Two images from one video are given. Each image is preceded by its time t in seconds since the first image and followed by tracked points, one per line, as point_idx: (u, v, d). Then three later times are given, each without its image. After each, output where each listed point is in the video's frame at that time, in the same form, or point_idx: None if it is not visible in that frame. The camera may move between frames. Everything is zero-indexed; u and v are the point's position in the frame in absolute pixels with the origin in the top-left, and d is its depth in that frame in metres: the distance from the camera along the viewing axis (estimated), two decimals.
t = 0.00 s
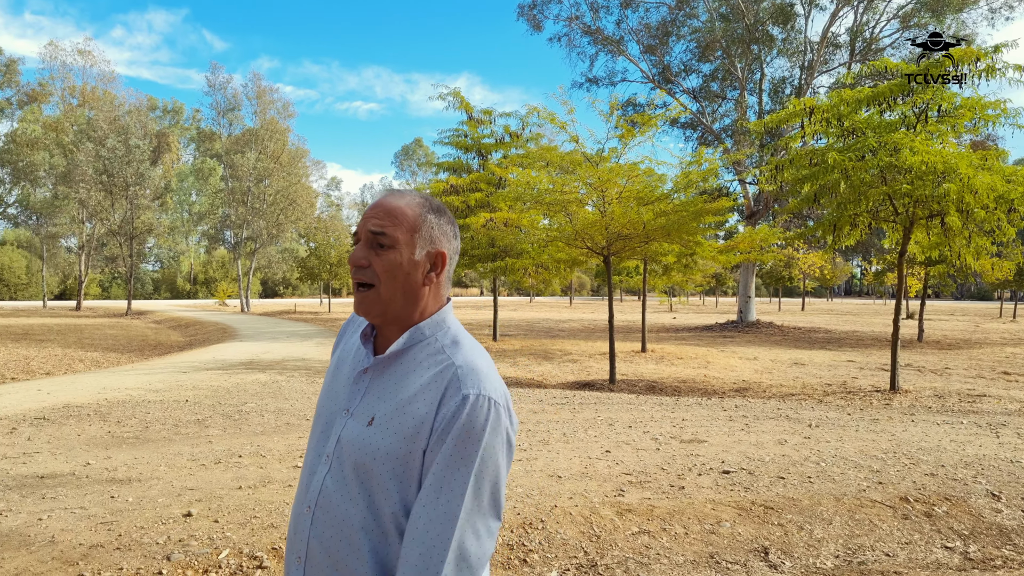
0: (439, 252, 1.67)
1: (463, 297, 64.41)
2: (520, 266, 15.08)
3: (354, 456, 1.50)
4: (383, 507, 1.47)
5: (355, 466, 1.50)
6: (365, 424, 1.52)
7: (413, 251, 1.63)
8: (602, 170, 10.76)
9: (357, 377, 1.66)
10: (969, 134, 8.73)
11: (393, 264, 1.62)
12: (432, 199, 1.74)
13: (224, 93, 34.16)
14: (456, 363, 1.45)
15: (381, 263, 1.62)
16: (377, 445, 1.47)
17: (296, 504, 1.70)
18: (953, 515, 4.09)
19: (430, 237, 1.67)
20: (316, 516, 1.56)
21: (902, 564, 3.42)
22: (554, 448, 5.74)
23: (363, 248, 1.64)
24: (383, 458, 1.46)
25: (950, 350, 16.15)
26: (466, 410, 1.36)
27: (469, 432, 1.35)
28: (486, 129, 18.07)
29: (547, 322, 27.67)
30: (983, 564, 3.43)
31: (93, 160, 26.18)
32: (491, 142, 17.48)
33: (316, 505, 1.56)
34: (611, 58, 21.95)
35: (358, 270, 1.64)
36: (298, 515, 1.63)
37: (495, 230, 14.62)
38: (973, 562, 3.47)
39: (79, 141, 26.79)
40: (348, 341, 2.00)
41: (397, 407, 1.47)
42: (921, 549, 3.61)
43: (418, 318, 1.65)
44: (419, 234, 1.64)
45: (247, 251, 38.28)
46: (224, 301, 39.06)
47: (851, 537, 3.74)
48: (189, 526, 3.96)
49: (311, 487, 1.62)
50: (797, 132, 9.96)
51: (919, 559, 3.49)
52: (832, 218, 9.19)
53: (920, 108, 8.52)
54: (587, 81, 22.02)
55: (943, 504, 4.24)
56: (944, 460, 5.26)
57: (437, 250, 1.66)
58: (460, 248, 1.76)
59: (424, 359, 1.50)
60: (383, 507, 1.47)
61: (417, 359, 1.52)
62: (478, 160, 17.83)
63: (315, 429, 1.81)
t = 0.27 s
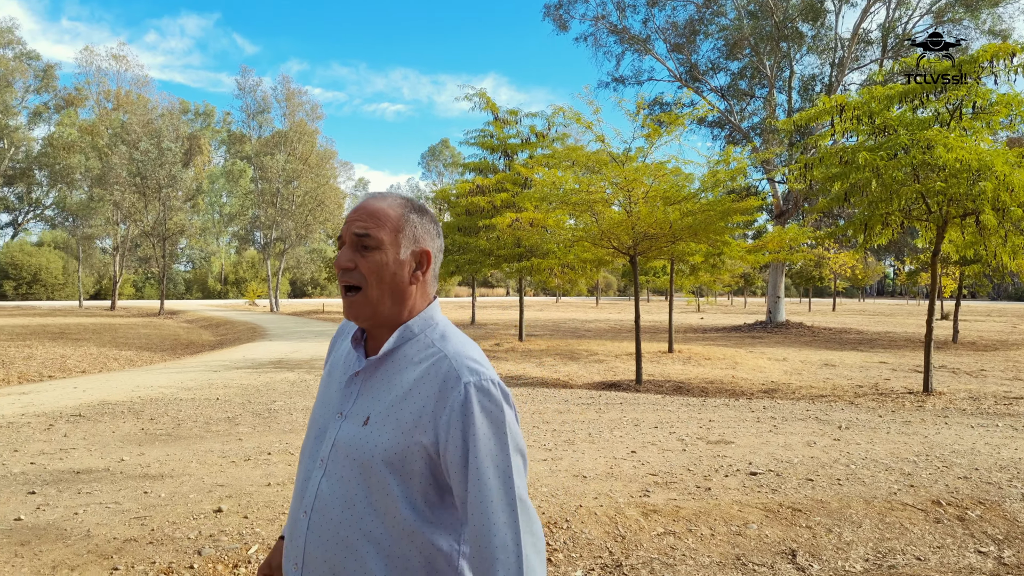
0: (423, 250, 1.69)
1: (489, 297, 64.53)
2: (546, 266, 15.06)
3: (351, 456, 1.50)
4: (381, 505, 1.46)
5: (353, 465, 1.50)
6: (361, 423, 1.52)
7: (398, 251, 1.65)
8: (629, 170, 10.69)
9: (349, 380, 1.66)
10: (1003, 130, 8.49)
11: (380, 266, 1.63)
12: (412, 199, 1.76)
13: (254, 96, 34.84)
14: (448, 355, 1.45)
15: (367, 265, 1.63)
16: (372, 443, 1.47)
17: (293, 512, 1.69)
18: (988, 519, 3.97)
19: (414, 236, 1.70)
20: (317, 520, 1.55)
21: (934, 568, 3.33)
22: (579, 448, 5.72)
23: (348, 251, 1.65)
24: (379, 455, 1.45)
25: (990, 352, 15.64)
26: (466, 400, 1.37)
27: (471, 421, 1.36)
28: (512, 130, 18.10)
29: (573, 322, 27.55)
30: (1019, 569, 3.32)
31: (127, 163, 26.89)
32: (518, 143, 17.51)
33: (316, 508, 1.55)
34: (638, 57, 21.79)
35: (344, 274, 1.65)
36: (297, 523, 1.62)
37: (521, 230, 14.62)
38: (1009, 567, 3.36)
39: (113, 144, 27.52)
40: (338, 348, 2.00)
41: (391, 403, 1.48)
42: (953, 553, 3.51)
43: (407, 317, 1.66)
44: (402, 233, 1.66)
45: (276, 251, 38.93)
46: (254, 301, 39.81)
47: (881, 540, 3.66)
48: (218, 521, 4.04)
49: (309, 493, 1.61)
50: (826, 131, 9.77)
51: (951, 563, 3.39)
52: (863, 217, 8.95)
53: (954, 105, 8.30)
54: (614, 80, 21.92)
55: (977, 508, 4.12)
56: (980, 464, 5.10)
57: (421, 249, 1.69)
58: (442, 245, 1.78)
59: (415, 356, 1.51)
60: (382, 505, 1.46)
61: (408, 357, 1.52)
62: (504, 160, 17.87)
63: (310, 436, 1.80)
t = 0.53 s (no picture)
0: (393, 246, 1.70)
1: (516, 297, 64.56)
2: (573, 266, 15.01)
3: (340, 448, 1.50)
4: (373, 495, 1.47)
5: (342, 458, 1.50)
6: (346, 416, 1.53)
7: (369, 250, 1.65)
8: (657, 170, 10.59)
9: (332, 376, 1.65)
10: None
11: (353, 267, 1.64)
12: (377, 198, 1.76)
13: (284, 99, 35.50)
14: (427, 343, 1.47)
15: (341, 270, 1.63)
16: (360, 433, 1.48)
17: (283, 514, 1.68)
18: None
19: (382, 233, 1.69)
20: (308, 518, 1.55)
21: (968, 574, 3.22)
22: (606, 449, 5.68)
23: (321, 258, 1.65)
24: (367, 445, 1.46)
25: None
26: (446, 385, 1.39)
27: (453, 408, 1.38)
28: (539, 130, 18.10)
29: (601, 323, 27.40)
30: None
31: (162, 165, 27.58)
32: (545, 143, 17.50)
33: (307, 506, 1.55)
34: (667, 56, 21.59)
35: (319, 279, 1.65)
36: (288, 523, 1.61)
37: (548, 230, 14.59)
38: None
39: (148, 147, 28.25)
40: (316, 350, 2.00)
41: (375, 394, 1.49)
42: (990, 559, 3.39)
43: (384, 311, 1.67)
44: (370, 231, 1.66)
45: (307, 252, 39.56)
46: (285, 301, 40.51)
47: (914, 545, 3.56)
48: (251, 517, 4.13)
49: (298, 492, 1.61)
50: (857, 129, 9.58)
51: (988, 569, 3.28)
52: (897, 216, 8.72)
53: (991, 102, 8.08)
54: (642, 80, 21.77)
55: (1016, 514, 3.98)
56: (1020, 468, 4.93)
57: (392, 244, 1.70)
58: (412, 237, 1.78)
59: (396, 346, 1.52)
60: (374, 495, 1.47)
61: (390, 348, 1.53)
62: (531, 161, 17.89)
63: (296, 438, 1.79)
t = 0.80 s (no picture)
0: (380, 241, 1.72)
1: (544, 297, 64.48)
2: (600, 267, 14.95)
3: (323, 423, 1.54)
4: (357, 467, 1.50)
5: (326, 433, 1.53)
6: (331, 393, 1.56)
7: (356, 243, 1.68)
8: (685, 170, 10.48)
9: (320, 361, 1.69)
10: None
11: (341, 260, 1.66)
12: (367, 197, 1.79)
13: (314, 102, 36.07)
14: (408, 322, 1.52)
15: (330, 262, 1.65)
16: (344, 408, 1.52)
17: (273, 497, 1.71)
18: None
19: (369, 229, 1.72)
20: (296, 494, 1.58)
21: None
22: (633, 450, 5.65)
23: (311, 251, 1.67)
24: (351, 419, 1.50)
25: None
26: (420, 356, 1.43)
27: (426, 377, 1.41)
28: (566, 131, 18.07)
29: (629, 323, 27.19)
30: None
31: (195, 168, 28.24)
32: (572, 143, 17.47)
33: (294, 484, 1.59)
34: (695, 55, 21.36)
35: (310, 271, 1.68)
36: (278, 503, 1.65)
37: (575, 231, 14.55)
38: None
39: (182, 150, 28.93)
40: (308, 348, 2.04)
41: (358, 371, 1.53)
42: None
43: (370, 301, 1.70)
44: (357, 226, 1.68)
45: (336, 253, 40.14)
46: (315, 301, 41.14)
47: (947, 549, 3.45)
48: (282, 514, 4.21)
49: (286, 473, 1.64)
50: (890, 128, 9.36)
51: None
52: (931, 216, 8.48)
53: None
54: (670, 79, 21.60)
55: None
56: None
57: (379, 239, 1.72)
58: (399, 236, 1.81)
59: (380, 326, 1.57)
60: (356, 467, 1.50)
61: (374, 329, 1.58)
62: (558, 161, 17.87)
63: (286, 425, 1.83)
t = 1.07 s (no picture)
0: (376, 241, 1.74)
1: (570, 298, 64.29)
2: (627, 268, 14.85)
3: (317, 404, 1.57)
4: (346, 449, 1.52)
5: (319, 415, 1.56)
6: (325, 378, 1.59)
7: (353, 242, 1.70)
8: (712, 170, 10.35)
9: (317, 352, 1.73)
10: None
11: (338, 256, 1.69)
12: (367, 198, 1.81)
13: (342, 105, 36.57)
14: (402, 313, 1.55)
15: (326, 258, 1.68)
16: (336, 390, 1.54)
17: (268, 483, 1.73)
18: None
19: (366, 228, 1.74)
20: (288, 476, 1.60)
21: None
22: (659, 451, 5.60)
23: (310, 247, 1.70)
24: (342, 401, 1.52)
25: None
26: (412, 340, 1.46)
27: (417, 359, 1.44)
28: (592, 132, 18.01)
29: (655, 325, 26.92)
30: None
31: (226, 171, 28.82)
32: (598, 144, 17.40)
33: (288, 466, 1.61)
34: (723, 54, 21.09)
35: (308, 266, 1.70)
36: (271, 486, 1.67)
37: (601, 232, 14.48)
38: None
39: (212, 153, 29.54)
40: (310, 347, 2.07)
41: (352, 356, 1.56)
42: None
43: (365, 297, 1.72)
44: (355, 225, 1.71)
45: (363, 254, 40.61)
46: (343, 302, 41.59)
47: (978, 554, 3.34)
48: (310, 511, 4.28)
49: (280, 458, 1.66)
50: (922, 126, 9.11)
51: None
52: (965, 216, 8.21)
53: None
54: (697, 79, 21.38)
55: None
56: None
57: (375, 240, 1.74)
58: (397, 238, 1.82)
59: (375, 318, 1.60)
60: (346, 448, 1.52)
61: (369, 320, 1.61)
62: (584, 162, 17.82)
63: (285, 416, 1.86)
